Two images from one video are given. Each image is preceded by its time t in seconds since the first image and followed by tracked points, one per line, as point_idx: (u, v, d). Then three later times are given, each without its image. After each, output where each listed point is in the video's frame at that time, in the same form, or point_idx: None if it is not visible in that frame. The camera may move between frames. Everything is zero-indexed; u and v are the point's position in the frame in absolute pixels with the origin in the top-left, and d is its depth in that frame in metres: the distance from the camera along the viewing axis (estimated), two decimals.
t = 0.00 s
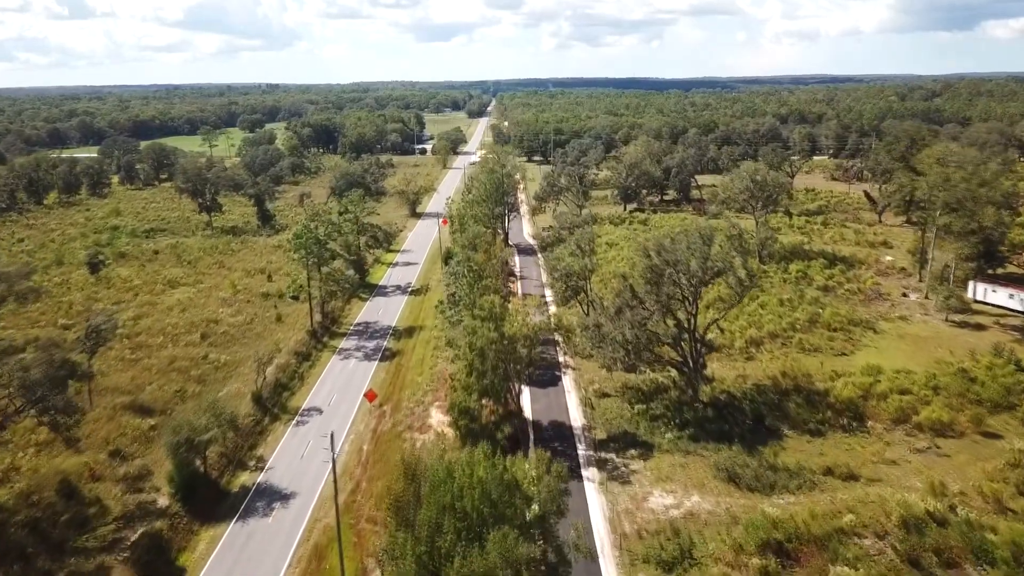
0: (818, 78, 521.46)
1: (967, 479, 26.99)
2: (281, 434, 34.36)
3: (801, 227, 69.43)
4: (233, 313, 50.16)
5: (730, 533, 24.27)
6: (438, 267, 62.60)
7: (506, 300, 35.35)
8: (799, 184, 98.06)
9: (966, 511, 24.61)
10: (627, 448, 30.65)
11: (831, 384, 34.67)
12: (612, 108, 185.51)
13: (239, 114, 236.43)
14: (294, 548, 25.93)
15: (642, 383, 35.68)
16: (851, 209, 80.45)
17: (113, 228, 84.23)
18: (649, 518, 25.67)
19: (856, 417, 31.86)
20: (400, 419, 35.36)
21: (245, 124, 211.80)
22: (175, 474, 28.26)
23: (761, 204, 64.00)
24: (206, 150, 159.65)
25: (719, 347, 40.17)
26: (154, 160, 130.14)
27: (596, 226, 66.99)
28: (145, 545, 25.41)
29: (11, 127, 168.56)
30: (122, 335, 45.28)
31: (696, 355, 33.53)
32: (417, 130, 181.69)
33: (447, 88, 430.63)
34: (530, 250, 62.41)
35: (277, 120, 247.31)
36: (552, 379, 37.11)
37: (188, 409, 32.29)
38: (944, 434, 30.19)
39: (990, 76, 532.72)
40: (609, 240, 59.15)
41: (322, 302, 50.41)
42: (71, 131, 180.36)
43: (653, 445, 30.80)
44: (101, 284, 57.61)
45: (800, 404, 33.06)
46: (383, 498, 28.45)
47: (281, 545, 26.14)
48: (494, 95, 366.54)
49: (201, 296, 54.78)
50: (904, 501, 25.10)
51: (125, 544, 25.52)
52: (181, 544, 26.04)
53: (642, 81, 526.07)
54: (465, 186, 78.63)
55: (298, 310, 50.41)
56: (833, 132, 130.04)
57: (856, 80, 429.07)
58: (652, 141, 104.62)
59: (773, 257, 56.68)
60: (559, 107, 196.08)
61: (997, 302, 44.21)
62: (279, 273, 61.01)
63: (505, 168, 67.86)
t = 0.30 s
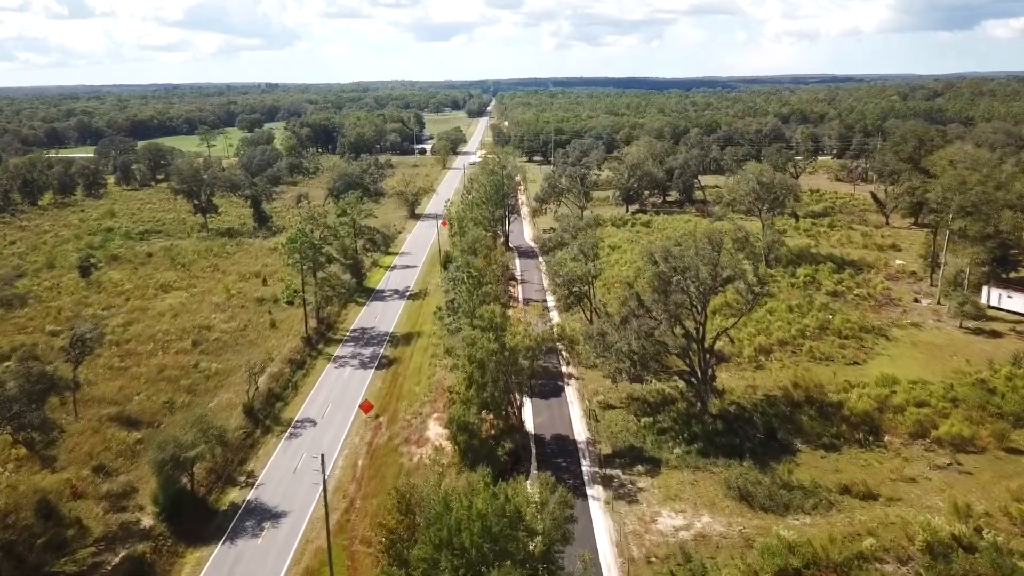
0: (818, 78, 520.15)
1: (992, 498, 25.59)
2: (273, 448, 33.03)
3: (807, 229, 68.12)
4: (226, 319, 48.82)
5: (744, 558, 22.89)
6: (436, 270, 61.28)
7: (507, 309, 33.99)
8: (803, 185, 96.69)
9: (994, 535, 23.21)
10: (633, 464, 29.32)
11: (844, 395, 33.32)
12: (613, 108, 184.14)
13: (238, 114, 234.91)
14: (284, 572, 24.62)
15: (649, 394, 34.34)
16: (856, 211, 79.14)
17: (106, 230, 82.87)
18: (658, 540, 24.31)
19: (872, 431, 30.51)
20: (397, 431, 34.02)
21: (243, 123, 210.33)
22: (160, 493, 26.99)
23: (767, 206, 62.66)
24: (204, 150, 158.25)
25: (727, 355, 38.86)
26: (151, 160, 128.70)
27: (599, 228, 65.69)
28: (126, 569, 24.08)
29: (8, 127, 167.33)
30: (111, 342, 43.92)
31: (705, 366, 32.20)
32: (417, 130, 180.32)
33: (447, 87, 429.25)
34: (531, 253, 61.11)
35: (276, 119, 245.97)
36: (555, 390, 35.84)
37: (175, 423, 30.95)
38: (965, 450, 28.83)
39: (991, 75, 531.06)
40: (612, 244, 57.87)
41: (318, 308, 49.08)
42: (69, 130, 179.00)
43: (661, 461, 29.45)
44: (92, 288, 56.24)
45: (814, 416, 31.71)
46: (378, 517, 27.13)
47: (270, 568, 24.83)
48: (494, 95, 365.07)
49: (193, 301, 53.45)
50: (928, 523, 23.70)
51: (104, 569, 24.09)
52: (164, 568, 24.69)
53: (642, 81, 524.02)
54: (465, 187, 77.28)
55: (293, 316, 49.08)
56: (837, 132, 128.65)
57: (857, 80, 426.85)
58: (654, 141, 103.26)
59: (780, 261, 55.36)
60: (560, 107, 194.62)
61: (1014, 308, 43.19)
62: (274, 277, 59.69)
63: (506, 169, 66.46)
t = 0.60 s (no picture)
0: (818, 78, 518.15)
1: (1020, 520, 24.18)
2: (264, 462, 31.69)
3: (813, 231, 66.84)
4: (219, 325, 47.50)
5: None
6: (435, 274, 59.96)
7: (507, 318, 32.63)
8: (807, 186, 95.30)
9: None
10: (640, 482, 27.96)
11: (859, 407, 31.94)
12: (614, 108, 182.74)
13: (237, 114, 233.44)
14: None
15: (655, 407, 33.00)
16: (862, 212, 77.83)
17: (101, 232, 81.55)
18: (668, 566, 22.93)
19: (890, 447, 29.14)
20: (393, 445, 32.69)
21: (242, 123, 208.91)
22: (143, 517, 25.39)
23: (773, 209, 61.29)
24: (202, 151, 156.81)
25: (736, 364, 37.54)
26: (148, 160, 127.37)
27: (601, 232, 64.23)
28: None
29: (4, 127, 166.06)
30: (99, 351, 42.59)
31: (714, 378, 30.82)
32: (417, 130, 178.98)
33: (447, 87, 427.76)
34: (532, 256, 59.79)
35: (275, 119, 244.61)
36: (557, 401, 34.56)
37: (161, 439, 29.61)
38: (989, 467, 27.43)
39: (992, 73, 529.20)
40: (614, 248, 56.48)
41: (313, 314, 47.77)
42: (68, 130, 177.66)
43: (669, 479, 28.11)
44: (83, 293, 54.88)
45: (828, 430, 30.37)
46: (372, 540, 25.78)
47: None
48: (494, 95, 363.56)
49: (186, 306, 52.15)
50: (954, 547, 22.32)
51: None
52: None
53: (642, 81, 522.86)
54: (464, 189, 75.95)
55: (288, 322, 47.79)
56: (840, 132, 127.20)
57: (857, 81, 426.41)
58: (656, 141, 101.88)
59: (787, 265, 54.05)
60: (560, 107, 193.14)
61: None
62: (269, 281, 58.37)
63: (507, 171, 64.98)
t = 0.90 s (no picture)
0: (818, 77, 516.34)
1: None
2: (254, 479, 30.35)
3: (819, 234, 65.50)
4: (211, 332, 46.18)
5: None
6: (434, 278, 58.65)
7: (508, 329, 31.29)
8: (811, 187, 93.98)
9: None
10: (648, 502, 26.65)
11: (875, 420, 30.63)
12: (614, 107, 181.36)
13: (236, 114, 231.80)
14: None
15: (662, 420, 31.69)
16: (868, 214, 76.52)
17: (94, 234, 80.19)
18: None
19: (909, 463, 27.83)
20: (389, 459, 31.35)
21: (240, 123, 207.12)
22: (125, 541, 24.02)
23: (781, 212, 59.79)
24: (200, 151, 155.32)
25: (745, 374, 36.24)
26: (144, 161, 125.96)
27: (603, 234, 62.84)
28: None
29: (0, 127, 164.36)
30: (87, 360, 41.27)
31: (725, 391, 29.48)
32: (416, 130, 177.59)
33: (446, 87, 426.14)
34: (533, 260, 58.46)
35: (274, 119, 242.95)
36: (560, 414, 33.23)
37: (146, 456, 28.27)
38: (1015, 486, 26.12)
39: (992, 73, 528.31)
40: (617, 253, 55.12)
41: (308, 321, 46.46)
42: (64, 130, 176.09)
43: (678, 498, 26.80)
44: (72, 299, 53.53)
45: (843, 445, 29.06)
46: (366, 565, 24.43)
47: None
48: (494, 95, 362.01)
49: (178, 311, 50.84)
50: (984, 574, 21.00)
51: None
52: None
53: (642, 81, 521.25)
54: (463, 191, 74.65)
55: (282, 328, 46.47)
56: (844, 132, 125.86)
57: (857, 81, 425.31)
58: (658, 142, 100.53)
59: (794, 269, 52.74)
60: (561, 107, 191.62)
61: None
62: (264, 285, 57.07)
63: (507, 173, 63.53)
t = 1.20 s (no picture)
0: (819, 76, 514.39)
1: None
2: (243, 496, 28.99)
3: (826, 237, 64.18)
4: (202, 339, 44.82)
5: None
6: (433, 282, 57.31)
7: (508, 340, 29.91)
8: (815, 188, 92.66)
9: None
10: (657, 524, 25.33)
11: (894, 435, 29.26)
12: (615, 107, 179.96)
13: (234, 114, 230.30)
14: None
15: (670, 435, 30.33)
16: (874, 215, 75.18)
17: (87, 236, 78.81)
18: None
19: (931, 482, 26.47)
20: (385, 476, 29.99)
21: (239, 123, 205.60)
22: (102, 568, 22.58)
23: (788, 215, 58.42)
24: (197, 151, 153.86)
25: (755, 385, 34.89)
26: (140, 162, 124.54)
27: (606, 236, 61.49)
28: None
29: None
30: (73, 369, 39.91)
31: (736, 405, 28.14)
32: (415, 130, 176.21)
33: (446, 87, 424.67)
34: (534, 263, 57.15)
35: (273, 119, 241.43)
36: (563, 429, 32.02)
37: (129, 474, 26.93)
38: None
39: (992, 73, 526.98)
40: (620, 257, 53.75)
41: (302, 328, 45.11)
42: (62, 130, 174.52)
43: (689, 520, 25.47)
44: (61, 304, 52.13)
45: (860, 462, 27.69)
46: None
47: None
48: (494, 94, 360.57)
49: (169, 317, 49.52)
50: None
51: None
52: None
53: (641, 80, 520.10)
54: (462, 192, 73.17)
55: (275, 335, 45.11)
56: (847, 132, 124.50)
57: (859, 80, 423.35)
58: (660, 142, 99.17)
59: (802, 273, 51.40)
60: (561, 107, 190.23)
61: None
62: (258, 290, 55.74)
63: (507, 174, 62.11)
